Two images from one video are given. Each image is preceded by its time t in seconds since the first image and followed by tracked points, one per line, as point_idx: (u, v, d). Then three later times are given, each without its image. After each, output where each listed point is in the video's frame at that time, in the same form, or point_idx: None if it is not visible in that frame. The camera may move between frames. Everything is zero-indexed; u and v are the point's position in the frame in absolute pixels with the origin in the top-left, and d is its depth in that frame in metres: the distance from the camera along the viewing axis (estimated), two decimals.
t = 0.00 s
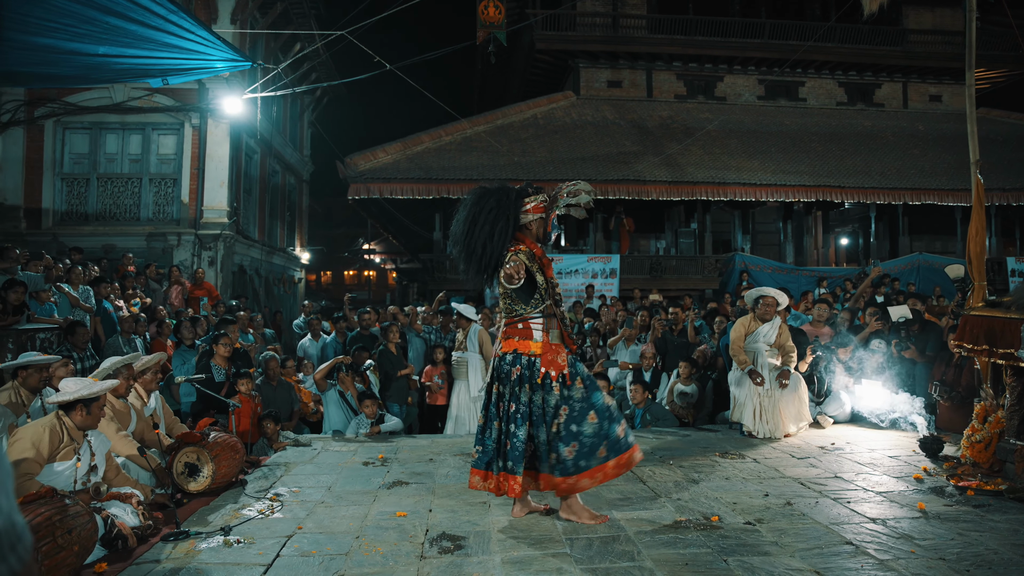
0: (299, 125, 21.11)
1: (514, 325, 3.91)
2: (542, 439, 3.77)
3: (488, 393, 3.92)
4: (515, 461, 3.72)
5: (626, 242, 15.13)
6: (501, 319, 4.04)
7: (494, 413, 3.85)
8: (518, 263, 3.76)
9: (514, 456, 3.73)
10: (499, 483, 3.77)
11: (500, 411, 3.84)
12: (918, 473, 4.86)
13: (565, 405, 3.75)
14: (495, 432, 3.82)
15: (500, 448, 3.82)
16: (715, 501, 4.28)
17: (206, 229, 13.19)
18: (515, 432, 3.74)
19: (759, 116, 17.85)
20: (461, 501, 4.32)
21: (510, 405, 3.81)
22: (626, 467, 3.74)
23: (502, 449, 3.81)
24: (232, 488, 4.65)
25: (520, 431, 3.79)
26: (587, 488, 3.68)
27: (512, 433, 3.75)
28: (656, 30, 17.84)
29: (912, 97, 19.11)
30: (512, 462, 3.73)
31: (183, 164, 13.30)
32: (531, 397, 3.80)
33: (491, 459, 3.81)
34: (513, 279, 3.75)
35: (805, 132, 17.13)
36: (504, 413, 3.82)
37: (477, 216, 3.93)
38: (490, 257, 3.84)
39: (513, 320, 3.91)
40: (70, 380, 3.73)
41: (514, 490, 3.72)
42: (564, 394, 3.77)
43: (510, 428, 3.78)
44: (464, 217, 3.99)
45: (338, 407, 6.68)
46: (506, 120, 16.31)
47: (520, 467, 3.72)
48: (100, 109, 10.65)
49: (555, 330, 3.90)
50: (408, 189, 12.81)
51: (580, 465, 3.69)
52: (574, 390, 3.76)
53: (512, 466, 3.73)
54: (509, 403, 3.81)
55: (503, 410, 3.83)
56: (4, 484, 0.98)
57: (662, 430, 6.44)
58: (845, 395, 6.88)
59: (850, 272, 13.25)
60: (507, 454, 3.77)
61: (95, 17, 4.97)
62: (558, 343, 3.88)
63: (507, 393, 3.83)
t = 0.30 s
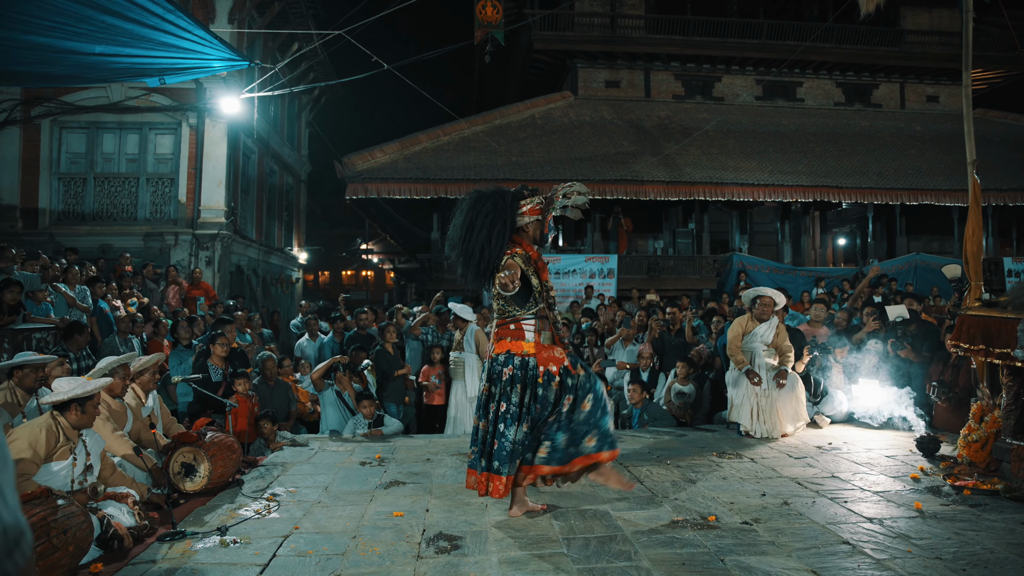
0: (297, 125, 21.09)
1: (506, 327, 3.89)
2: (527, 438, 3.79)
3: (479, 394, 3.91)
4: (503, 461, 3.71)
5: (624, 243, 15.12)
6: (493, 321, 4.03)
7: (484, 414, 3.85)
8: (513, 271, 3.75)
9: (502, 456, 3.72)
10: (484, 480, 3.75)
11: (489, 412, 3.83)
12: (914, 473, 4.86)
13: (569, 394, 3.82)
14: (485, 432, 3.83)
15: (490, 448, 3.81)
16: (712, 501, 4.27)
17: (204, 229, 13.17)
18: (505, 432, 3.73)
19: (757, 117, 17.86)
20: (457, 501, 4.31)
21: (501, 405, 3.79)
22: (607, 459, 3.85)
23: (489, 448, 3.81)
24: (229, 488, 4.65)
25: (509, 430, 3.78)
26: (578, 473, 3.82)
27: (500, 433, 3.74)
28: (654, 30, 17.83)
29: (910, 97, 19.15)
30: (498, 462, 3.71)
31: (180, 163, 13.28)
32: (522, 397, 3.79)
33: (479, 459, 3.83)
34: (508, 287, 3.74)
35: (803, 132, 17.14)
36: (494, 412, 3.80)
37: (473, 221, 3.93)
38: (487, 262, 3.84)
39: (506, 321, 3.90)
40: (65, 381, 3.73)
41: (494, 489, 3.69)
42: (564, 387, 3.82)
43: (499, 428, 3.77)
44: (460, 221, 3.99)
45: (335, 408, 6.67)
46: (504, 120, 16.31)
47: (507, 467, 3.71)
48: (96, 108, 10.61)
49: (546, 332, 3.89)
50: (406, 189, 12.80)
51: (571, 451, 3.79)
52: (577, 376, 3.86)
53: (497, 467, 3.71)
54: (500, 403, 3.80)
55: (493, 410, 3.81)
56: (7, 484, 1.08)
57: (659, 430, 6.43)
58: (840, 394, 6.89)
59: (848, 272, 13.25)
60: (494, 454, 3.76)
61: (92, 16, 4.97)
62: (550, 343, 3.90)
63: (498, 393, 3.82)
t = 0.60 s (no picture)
0: (295, 125, 21.07)
1: (505, 322, 3.87)
2: (558, 434, 3.75)
3: (480, 391, 3.92)
4: (551, 455, 3.71)
5: (622, 242, 15.14)
6: (491, 316, 4.01)
7: (487, 411, 3.84)
8: (522, 264, 3.77)
9: (506, 453, 3.70)
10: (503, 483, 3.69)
11: (492, 409, 3.84)
12: (912, 473, 4.87)
13: (581, 385, 3.83)
14: (490, 430, 3.82)
15: (495, 445, 3.81)
16: (710, 501, 4.27)
17: (202, 229, 13.17)
18: (507, 429, 3.72)
19: (755, 117, 17.88)
20: (455, 501, 4.31)
21: (503, 402, 3.80)
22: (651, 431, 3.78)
23: (496, 446, 3.80)
24: (227, 489, 4.64)
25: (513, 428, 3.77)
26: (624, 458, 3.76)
27: (504, 431, 3.73)
28: (652, 30, 17.84)
29: (908, 97, 19.18)
30: (506, 460, 3.70)
31: (178, 163, 13.27)
32: (524, 393, 3.78)
33: (489, 458, 3.79)
34: (518, 280, 3.76)
35: (801, 132, 17.16)
36: (497, 411, 3.81)
37: (472, 214, 3.94)
38: (485, 256, 3.84)
39: (504, 317, 3.87)
40: (61, 381, 3.72)
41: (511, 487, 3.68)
42: (570, 380, 3.81)
43: (503, 425, 3.76)
44: (459, 215, 3.99)
45: (333, 407, 6.67)
46: (502, 120, 16.31)
47: (514, 464, 3.69)
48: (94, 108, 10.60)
49: (545, 329, 3.89)
50: (404, 189, 12.79)
51: (616, 436, 3.75)
52: (582, 368, 3.86)
53: (505, 464, 3.70)
54: (501, 400, 3.80)
55: (495, 408, 3.82)
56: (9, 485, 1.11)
57: (657, 430, 6.44)
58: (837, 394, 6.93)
59: (845, 272, 13.26)
60: (500, 451, 3.75)
61: (89, 16, 4.97)
62: (549, 339, 3.90)
63: (500, 390, 3.83)
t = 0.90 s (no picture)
0: (293, 125, 21.07)
1: (509, 327, 3.88)
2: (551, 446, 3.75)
3: (481, 396, 3.92)
4: (525, 468, 3.73)
5: (620, 243, 15.17)
6: (495, 320, 4.02)
7: (487, 416, 3.86)
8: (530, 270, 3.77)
9: (509, 458, 3.75)
10: (490, 484, 3.82)
11: (493, 414, 3.85)
12: (909, 472, 4.87)
13: (553, 408, 3.77)
14: (489, 435, 3.85)
15: (496, 450, 3.85)
16: (707, 501, 4.27)
17: (199, 230, 13.16)
18: (509, 434, 3.76)
19: (752, 117, 17.90)
20: (452, 501, 4.31)
21: (505, 407, 3.81)
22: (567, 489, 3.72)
23: (496, 451, 3.84)
24: (224, 489, 4.64)
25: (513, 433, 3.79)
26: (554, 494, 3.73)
27: (505, 436, 3.76)
28: (650, 30, 17.85)
29: (905, 98, 19.21)
30: (509, 465, 3.76)
31: (176, 163, 13.25)
32: (525, 399, 3.79)
33: (484, 462, 3.85)
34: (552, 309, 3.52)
35: (798, 133, 17.19)
36: (497, 415, 3.83)
37: (476, 219, 3.90)
38: (489, 260, 3.82)
39: (508, 322, 3.89)
40: (56, 381, 3.70)
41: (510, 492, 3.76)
42: (553, 399, 3.79)
43: (504, 430, 3.79)
44: (462, 218, 3.96)
45: (331, 407, 6.61)
46: (500, 120, 16.31)
47: (515, 470, 3.74)
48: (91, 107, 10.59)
49: (549, 334, 3.87)
50: (402, 189, 12.79)
51: (553, 471, 3.73)
52: (561, 392, 3.80)
53: (507, 469, 3.76)
54: (503, 405, 3.82)
55: (496, 412, 3.84)
56: (11, 478, 1.10)
57: (656, 429, 6.43)
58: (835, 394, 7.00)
59: (843, 272, 13.29)
60: (501, 456, 3.81)
61: (85, 15, 4.95)
62: (552, 347, 3.89)
63: (502, 395, 3.83)
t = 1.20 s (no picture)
0: (288, 125, 21.03)
1: (501, 323, 3.88)
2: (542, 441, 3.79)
3: (475, 391, 3.94)
4: (512, 464, 3.72)
5: (616, 243, 15.18)
6: (488, 314, 4.01)
7: (480, 410, 3.89)
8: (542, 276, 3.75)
9: (494, 453, 3.75)
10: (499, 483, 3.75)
11: (486, 408, 3.87)
12: (903, 472, 4.88)
13: (562, 400, 3.81)
14: (485, 429, 3.88)
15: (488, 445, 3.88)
16: (702, 501, 4.28)
17: (194, 229, 13.12)
18: (495, 429, 3.76)
19: (747, 117, 17.94)
20: (447, 501, 4.30)
21: (495, 402, 3.82)
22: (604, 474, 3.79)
23: (487, 446, 3.87)
24: (218, 489, 4.63)
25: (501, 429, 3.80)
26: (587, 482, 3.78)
27: (493, 431, 3.77)
28: (645, 30, 17.87)
29: (900, 98, 19.26)
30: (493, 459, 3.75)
31: (171, 163, 13.20)
32: (514, 395, 3.78)
33: (484, 456, 3.89)
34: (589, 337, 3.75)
35: (793, 133, 17.22)
36: (489, 410, 3.84)
37: (483, 214, 3.83)
38: (492, 257, 3.77)
39: (500, 317, 3.88)
40: (48, 381, 3.65)
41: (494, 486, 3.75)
42: (554, 393, 3.81)
43: (493, 426, 3.80)
44: (468, 212, 3.89)
45: (326, 407, 6.65)
46: (495, 120, 16.31)
47: (500, 465, 3.73)
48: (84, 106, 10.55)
49: (540, 335, 3.89)
50: (397, 189, 12.78)
51: (583, 460, 3.75)
52: (567, 384, 3.84)
53: (492, 463, 3.76)
54: (493, 400, 3.82)
55: (488, 407, 3.85)
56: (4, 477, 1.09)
57: (651, 429, 6.43)
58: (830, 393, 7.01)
59: (838, 273, 13.32)
60: (489, 451, 3.82)
61: (78, 14, 4.92)
62: (543, 345, 3.89)
63: (493, 390, 3.83)
